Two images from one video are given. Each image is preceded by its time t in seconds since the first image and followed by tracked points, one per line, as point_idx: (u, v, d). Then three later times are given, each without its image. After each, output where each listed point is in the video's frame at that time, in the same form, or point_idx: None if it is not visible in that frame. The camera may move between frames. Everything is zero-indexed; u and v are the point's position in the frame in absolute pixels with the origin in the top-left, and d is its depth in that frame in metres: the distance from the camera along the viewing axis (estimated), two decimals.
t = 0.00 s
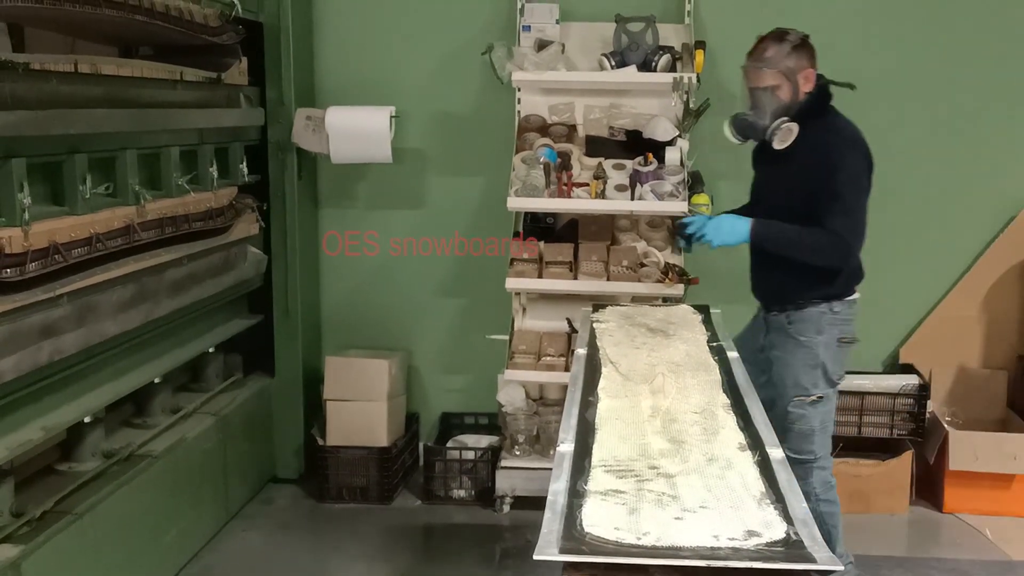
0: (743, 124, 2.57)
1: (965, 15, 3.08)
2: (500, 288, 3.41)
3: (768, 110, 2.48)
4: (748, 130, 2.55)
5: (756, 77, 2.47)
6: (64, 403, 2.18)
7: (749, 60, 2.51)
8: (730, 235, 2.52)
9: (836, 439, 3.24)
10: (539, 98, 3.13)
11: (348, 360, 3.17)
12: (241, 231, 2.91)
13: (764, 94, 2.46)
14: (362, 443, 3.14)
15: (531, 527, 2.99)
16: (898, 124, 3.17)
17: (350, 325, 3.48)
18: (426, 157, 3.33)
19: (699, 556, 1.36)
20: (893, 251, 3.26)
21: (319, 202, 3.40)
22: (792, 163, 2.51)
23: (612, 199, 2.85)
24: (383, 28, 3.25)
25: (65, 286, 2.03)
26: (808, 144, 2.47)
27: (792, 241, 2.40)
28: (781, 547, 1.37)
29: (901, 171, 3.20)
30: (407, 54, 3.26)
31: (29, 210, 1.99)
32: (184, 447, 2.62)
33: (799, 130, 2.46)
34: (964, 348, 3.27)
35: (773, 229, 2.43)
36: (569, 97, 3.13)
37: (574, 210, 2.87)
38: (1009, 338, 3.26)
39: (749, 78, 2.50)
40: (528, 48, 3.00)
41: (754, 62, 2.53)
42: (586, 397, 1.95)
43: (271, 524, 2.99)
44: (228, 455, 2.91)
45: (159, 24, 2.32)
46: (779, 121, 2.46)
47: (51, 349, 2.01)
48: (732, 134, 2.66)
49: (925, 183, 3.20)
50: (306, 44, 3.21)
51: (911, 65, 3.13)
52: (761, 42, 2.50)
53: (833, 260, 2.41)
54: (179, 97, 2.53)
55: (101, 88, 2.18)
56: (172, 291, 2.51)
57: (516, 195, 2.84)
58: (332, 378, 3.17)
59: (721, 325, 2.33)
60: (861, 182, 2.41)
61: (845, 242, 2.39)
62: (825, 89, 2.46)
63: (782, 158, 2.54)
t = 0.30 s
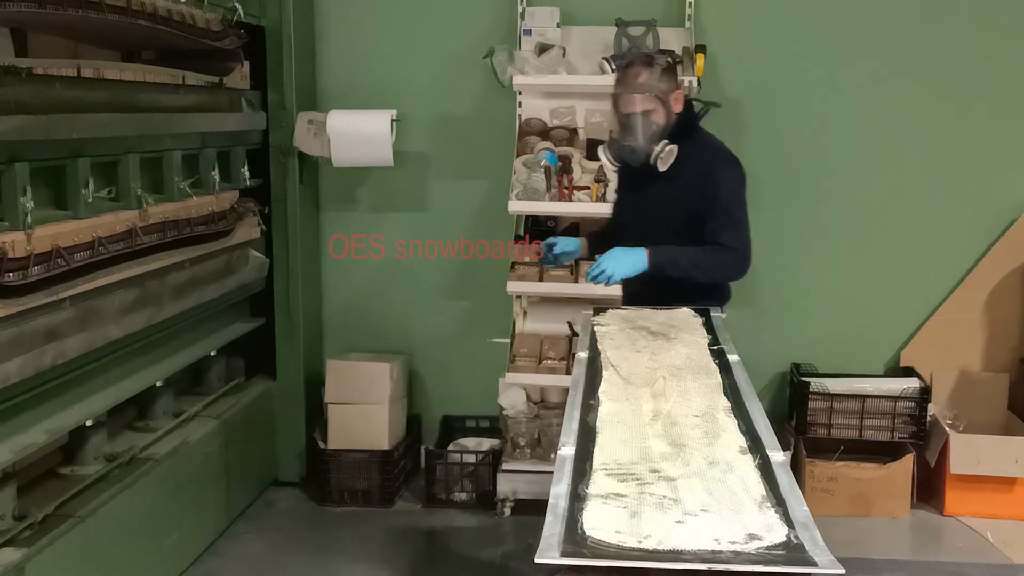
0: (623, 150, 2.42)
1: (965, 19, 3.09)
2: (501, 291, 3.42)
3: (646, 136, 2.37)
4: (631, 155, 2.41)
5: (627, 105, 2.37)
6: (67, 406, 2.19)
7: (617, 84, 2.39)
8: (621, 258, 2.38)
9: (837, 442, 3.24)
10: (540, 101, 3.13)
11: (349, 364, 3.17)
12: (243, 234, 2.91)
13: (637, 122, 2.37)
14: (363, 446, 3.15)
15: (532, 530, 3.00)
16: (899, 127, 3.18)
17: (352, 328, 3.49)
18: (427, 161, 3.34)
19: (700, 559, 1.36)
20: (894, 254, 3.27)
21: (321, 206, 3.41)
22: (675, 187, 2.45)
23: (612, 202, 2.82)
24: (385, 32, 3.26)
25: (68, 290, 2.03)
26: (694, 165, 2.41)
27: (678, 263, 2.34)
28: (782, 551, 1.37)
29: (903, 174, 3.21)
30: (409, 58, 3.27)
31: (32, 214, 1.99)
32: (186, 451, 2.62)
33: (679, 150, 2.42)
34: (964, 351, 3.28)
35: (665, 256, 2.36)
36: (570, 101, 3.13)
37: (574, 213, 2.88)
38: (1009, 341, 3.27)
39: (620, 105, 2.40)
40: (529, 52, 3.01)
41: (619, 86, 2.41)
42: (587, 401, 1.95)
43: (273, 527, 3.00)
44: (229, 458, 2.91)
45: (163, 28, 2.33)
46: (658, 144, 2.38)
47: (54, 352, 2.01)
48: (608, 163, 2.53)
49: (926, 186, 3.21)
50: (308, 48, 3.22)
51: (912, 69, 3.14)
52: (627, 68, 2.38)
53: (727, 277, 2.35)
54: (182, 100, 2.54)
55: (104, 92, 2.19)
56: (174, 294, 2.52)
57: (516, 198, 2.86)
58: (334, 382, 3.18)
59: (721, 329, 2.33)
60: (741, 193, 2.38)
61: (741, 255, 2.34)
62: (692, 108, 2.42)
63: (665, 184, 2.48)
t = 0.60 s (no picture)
0: (567, 139, 2.30)
1: (966, 21, 3.09)
2: (501, 293, 3.41)
3: (592, 122, 2.29)
4: (575, 142, 2.30)
5: (569, 91, 2.30)
6: (66, 409, 2.18)
7: (556, 73, 2.32)
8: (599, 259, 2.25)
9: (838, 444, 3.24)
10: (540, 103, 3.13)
11: (348, 364, 3.17)
12: (243, 236, 2.91)
13: (582, 109, 2.29)
14: (363, 448, 3.14)
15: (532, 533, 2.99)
16: (900, 130, 3.18)
17: (353, 331, 3.49)
18: (427, 163, 3.34)
19: (700, 561, 1.35)
20: (894, 256, 3.26)
21: (321, 208, 3.41)
22: (603, 179, 2.35)
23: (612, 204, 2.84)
24: (385, 35, 3.26)
25: (68, 291, 2.03)
26: (636, 155, 2.35)
27: (652, 258, 2.27)
28: (782, 553, 1.37)
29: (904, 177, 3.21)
30: (409, 61, 3.27)
31: (31, 216, 1.99)
32: (185, 453, 2.62)
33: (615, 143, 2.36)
34: (965, 353, 3.27)
35: (641, 251, 2.27)
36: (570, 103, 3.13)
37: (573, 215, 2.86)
38: (1010, 343, 3.26)
39: (558, 95, 2.32)
40: (529, 54, 3.01)
41: (552, 77, 2.34)
42: (588, 403, 1.95)
43: (272, 530, 2.99)
44: (229, 460, 2.91)
45: (163, 30, 2.33)
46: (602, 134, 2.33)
47: (54, 354, 2.01)
48: (546, 156, 2.39)
49: (927, 189, 3.21)
50: (308, 51, 3.22)
51: (913, 71, 3.13)
52: (562, 58, 2.34)
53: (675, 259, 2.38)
54: (183, 102, 2.54)
55: (105, 94, 2.19)
56: (175, 297, 2.52)
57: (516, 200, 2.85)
58: (334, 384, 3.17)
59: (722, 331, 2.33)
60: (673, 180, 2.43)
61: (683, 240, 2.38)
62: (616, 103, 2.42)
63: (592, 177, 2.36)
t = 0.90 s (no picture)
0: (536, 159, 2.32)
1: (966, 21, 3.09)
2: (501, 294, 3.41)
3: (560, 144, 2.34)
4: (545, 163, 2.33)
5: (540, 111, 2.33)
6: (65, 410, 2.18)
7: (525, 92, 2.32)
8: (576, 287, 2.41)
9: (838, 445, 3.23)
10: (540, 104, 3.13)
11: (347, 365, 3.18)
12: (243, 237, 2.91)
13: (551, 130, 2.33)
14: (364, 449, 3.14)
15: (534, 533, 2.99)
16: (899, 130, 3.17)
17: (352, 331, 3.49)
18: (427, 163, 3.34)
19: (701, 562, 1.35)
20: (893, 257, 3.26)
21: (321, 208, 3.41)
22: (565, 205, 2.48)
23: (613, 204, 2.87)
24: (385, 35, 3.26)
25: (68, 292, 2.03)
26: (594, 180, 2.48)
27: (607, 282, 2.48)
28: (783, 554, 1.36)
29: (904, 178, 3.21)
30: (409, 61, 3.27)
31: (31, 216, 1.99)
32: (185, 454, 2.62)
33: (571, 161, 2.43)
34: (966, 354, 3.27)
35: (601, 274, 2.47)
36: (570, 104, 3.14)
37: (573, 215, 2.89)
38: (1010, 344, 3.26)
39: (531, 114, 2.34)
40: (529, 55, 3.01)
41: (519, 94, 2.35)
42: (589, 403, 1.95)
43: (272, 531, 2.99)
44: (229, 461, 2.91)
45: (162, 30, 2.32)
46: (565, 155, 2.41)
47: (54, 355, 2.01)
48: (509, 173, 2.40)
49: (926, 190, 3.21)
50: (308, 51, 3.22)
51: (913, 71, 3.13)
52: (530, 77, 2.35)
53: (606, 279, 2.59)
54: (182, 102, 2.53)
55: (105, 95, 2.19)
56: (175, 297, 2.52)
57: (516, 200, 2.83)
58: (334, 384, 3.17)
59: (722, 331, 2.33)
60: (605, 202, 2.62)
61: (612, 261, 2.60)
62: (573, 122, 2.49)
63: (552, 202, 2.47)
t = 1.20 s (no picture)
0: (519, 147, 1.98)
1: (966, 21, 3.09)
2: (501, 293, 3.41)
3: (542, 128, 2.00)
4: (529, 151, 1.99)
5: (524, 92, 1.97)
6: (65, 408, 2.17)
7: (506, 69, 1.96)
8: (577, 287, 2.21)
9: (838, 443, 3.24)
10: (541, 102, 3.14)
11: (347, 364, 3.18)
12: (243, 235, 2.91)
13: (536, 114, 1.98)
14: (364, 448, 3.14)
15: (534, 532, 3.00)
16: (900, 129, 3.17)
17: (352, 330, 3.49)
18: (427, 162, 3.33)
19: (703, 561, 1.35)
20: (893, 256, 3.26)
21: (321, 207, 3.41)
22: (545, 191, 2.15)
23: (613, 203, 2.87)
24: (386, 34, 3.26)
25: (67, 290, 2.02)
26: (567, 165, 2.19)
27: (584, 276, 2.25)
28: (785, 553, 1.36)
29: (905, 177, 3.20)
30: (409, 60, 3.27)
31: (31, 214, 1.98)
32: (184, 453, 2.61)
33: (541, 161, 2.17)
34: (966, 353, 3.27)
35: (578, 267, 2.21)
36: (571, 102, 3.14)
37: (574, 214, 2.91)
38: (1011, 343, 3.26)
39: (506, 94, 1.98)
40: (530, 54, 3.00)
41: (495, 73, 1.98)
42: (589, 402, 1.95)
43: (272, 530, 2.99)
44: (229, 459, 2.90)
45: (162, 28, 2.31)
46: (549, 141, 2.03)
47: (53, 353, 2.00)
48: (490, 162, 1.98)
49: (927, 189, 3.21)
50: (308, 50, 3.21)
51: (913, 71, 3.13)
52: (508, 50, 1.97)
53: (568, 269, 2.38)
54: (182, 101, 2.52)
55: (105, 92, 2.18)
56: (174, 295, 2.51)
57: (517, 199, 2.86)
58: (334, 383, 3.17)
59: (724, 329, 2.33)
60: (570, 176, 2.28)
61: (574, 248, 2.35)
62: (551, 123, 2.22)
63: (532, 189, 2.13)
